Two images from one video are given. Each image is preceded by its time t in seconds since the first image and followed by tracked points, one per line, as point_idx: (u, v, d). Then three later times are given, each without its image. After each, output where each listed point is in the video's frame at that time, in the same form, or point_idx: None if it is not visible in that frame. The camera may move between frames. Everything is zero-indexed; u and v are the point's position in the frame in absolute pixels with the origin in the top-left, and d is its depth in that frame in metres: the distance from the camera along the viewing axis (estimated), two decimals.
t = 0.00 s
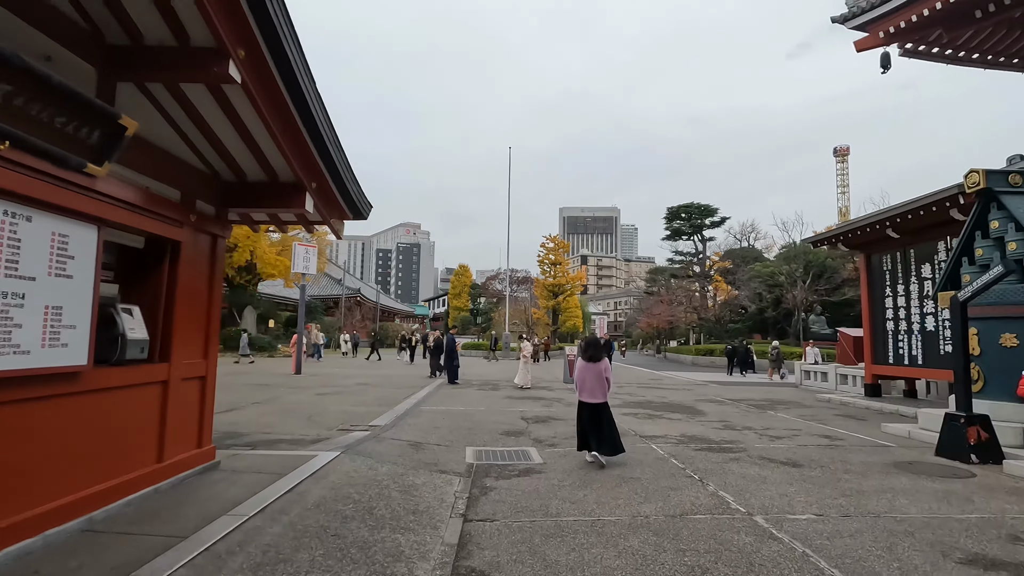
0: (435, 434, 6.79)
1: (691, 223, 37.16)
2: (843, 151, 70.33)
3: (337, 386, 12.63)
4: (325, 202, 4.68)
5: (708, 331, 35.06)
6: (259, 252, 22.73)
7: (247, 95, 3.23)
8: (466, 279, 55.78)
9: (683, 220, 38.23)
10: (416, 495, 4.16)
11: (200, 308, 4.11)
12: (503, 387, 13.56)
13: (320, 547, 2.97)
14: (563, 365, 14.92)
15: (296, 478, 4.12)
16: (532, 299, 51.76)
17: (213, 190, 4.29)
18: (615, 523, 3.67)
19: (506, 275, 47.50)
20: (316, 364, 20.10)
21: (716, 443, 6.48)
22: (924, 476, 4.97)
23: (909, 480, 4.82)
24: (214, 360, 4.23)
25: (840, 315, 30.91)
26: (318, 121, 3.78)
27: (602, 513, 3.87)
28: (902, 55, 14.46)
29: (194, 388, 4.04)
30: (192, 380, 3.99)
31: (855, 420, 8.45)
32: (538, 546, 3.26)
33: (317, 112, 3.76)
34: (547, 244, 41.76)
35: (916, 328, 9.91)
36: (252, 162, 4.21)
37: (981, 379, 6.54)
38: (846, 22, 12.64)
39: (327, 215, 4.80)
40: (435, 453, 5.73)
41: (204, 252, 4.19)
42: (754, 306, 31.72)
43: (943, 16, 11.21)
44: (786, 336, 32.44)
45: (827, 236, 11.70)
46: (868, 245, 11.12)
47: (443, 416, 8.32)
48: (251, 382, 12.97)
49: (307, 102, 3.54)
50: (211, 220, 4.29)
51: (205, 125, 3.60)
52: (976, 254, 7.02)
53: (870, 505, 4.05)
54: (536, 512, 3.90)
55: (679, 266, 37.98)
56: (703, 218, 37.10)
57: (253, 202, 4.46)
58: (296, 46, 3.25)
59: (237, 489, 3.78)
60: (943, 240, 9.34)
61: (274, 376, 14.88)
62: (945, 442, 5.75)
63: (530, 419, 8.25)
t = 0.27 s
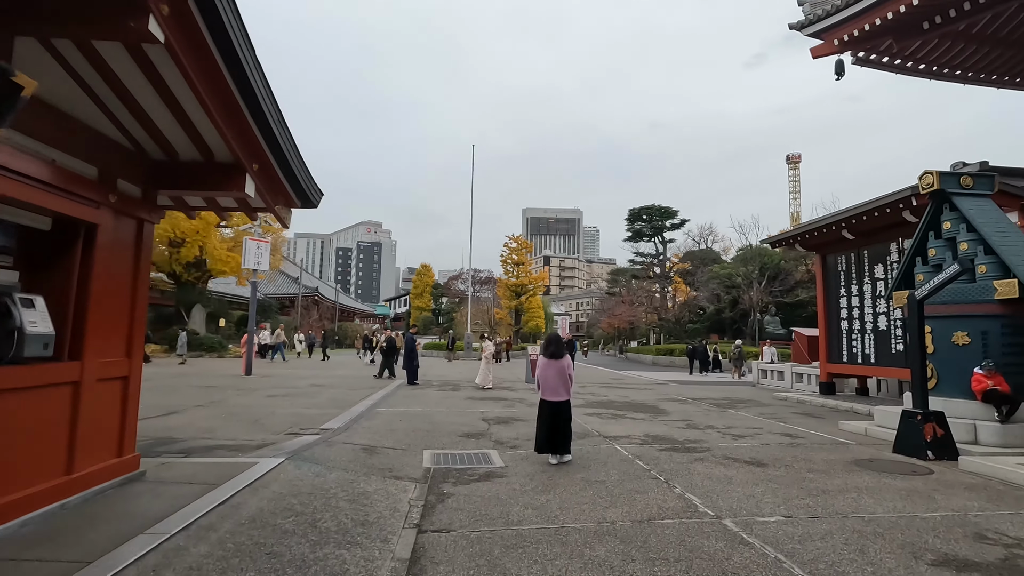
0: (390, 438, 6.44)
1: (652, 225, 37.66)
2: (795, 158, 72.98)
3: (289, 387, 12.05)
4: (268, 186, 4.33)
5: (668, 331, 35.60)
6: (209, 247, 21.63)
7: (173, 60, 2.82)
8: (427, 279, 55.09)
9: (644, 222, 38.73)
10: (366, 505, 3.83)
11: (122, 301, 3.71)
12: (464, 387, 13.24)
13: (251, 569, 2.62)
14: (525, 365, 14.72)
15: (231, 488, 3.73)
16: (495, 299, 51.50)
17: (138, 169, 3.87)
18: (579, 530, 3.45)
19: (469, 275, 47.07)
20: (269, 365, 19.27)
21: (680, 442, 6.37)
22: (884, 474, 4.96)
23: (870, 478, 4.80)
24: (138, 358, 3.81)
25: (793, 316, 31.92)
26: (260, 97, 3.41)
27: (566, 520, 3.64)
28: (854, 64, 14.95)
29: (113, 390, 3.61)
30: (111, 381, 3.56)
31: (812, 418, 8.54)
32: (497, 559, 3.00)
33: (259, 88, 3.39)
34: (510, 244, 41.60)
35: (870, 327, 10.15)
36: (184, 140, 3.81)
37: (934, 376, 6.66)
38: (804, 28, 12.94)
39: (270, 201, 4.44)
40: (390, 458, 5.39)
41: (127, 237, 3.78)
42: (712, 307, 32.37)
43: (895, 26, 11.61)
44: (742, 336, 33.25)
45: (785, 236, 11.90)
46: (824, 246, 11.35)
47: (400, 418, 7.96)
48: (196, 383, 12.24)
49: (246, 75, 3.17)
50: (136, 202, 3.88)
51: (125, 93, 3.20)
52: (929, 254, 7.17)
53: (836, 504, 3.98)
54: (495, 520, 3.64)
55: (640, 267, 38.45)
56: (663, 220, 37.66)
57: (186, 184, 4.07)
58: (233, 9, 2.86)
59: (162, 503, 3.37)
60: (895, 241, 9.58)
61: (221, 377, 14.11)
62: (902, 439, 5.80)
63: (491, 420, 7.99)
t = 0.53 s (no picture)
0: (339, 445, 6.03)
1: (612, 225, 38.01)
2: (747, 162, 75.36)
3: (234, 390, 11.36)
4: (198, 172, 3.98)
5: (626, 330, 35.97)
6: (149, 242, 20.32)
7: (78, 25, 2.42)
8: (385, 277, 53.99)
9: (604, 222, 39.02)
10: (307, 525, 3.47)
11: (19, 297, 3.24)
12: (421, 388, 12.82)
13: None
14: (485, 365, 14.43)
15: (148, 513, 3.29)
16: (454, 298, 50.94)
17: (42, 147, 3.41)
18: (541, 548, 3.19)
19: (428, 273, 46.35)
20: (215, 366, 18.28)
21: (642, 445, 6.21)
22: (845, 475, 4.94)
23: (833, 480, 4.76)
24: (37, 364, 3.35)
25: (745, 315, 32.84)
26: (187, 76, 3.06)
27: (527, 536, 3.38)
28: (806, 70, 15.34)
29: (6, 402, 3.13)
30: (3, 391, 3.09)
31: (769, 417, 8.60)
32: None
33: (185, 66, 3.05)
34: (470, 242, 41.17)
35: (823, 327, 10.35)
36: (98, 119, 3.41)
37: (888, 375, 6.76)
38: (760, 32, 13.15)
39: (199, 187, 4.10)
40: (338, 468, 5.01)
41: (26, 224, 3.36)
42: (669, 306, 32.87)
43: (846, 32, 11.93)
44: (697, 335, 33.93)
45: (742, 236, 12.03)
46: (779, 246, 11.53)
47: (352, 423, 7.53)
48: (130, 387, 11.39)
49: (169, 50, 2.82)
50: (39, 185, 3.46)
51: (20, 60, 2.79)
52: (882, 254, 7.29)
53: (803, 510, 3.88)
54: (450, 539, 3.34)
55: (599, 266, 38.72)
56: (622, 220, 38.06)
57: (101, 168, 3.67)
58: None
59: (64, 531, 2.93)
60: (847, 242, 9.78)
61: (160, 380, 13.22)
62: (859, 438, 5.82)
63: (448, 424, 7.66)
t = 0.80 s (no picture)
0: (291, 451, 5.62)
1: (574, 224, 38.16)
2: (702, 166, 77.19)
3: (178, 393, 10.65)
4: (125, 145, 3.71)
5: (588, 329, 36.13)
6: (87, 236, 18.97)
7: None
8: (345, 275, 52.80)
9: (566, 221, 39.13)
10: (250, 542, 3.11)
11: None
12: (380, 389, 12.37)
13: None
14: (447, 364, 14.09)
15: (61, 536, 2.87)
16: (415, 296, 50.16)
17: None
18: (512, 560, 2.94)
19: (388, 272, 45.46)
20: (158, 367, 17.25)
21: (610, 444, 6.05)
22: (814, 472, 4.89)
23: (803, 477, 4.70)
24: None
25: (703, 313, 33.56)
26: (108, 38, 2.81)
27: (496, 547, 3.13)
28: (764, 72, 15.64)
29: None
30: None
31: (733, 413, 8.62)
32: None
33: (109, 29, 2.80)
34: (432, 240, 40.57)
35: (782, 324, 10.49)
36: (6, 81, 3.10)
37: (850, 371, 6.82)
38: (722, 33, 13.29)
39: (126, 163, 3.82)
40: (289, 476, 4.63)
41: None
42: (630, 304, 33.20)
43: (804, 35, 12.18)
44: (657, 333, 34.41)
45: (704, 234, 12.10)
46: (740, 244, 11.66)
47: (305, 427, 7.09)
48: (61, 391, 10.52)
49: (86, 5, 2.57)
50: None
51: None
52: (843, 252, 7.37)
53: (779, 509, 3.76)
54: (412, 552, 3.06)
55: (561, 265, 38.77)
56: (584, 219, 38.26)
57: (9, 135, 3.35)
58: None
59: None
60: (807, 241, 9.93)
61: (96, 383, 12.30)
62: (825, 434, 5.82)
63: (409, 425, 7.32)
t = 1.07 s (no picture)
0: (242, 463, 5.19)
1: (538, 225, 38.12)
2: (663, 170, 78.72)
3: (118, 399, 9.91)
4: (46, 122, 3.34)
5: (552, 330, 36.12)
6: (18, 231, 17.61)
7: None
8: (303, 275, 51.29)
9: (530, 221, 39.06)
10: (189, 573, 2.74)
11: None
12: (339, 393, 11.87)
13: None
14: (410, 366, 13.69)
15: None
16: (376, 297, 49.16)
17: None
18: None
19: (349, 271, 44.36)
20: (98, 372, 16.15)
21: (582, 449, 5.86)
22: (789, 475, 4.81)
23: (779, 481, 4.61)
24: None
25: (664, 314, 34.09)
26: None
27: (468, 569, 2.87)
28: (727, 77, 15.85)
29: None
30: None
31: (701, 414, 8.59)
32: None
33: None
34: (394, 240, 39.81)
35: (747, 324, 10.58)
36: None
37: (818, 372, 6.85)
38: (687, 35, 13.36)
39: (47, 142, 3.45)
40: (238, 493, 4.23)
41: None
42: (593, 305, 33.36)
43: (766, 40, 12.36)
44: (619, 333, 34.71)
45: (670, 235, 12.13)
46: (705, 246, 11.72)
47: (258, 435, 6.63)
48: None
49: None
50: None
51: None
52: (809, 253, 7.42)
53: (761, 517, 3.63)
54: None
55: (524, 266, 38.66)
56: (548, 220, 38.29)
57: None
58: None
59: None
60: (771, 242, 10.04)
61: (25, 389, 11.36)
62: (795, 436, 5.80)
63: (370, 432, 6.95)
